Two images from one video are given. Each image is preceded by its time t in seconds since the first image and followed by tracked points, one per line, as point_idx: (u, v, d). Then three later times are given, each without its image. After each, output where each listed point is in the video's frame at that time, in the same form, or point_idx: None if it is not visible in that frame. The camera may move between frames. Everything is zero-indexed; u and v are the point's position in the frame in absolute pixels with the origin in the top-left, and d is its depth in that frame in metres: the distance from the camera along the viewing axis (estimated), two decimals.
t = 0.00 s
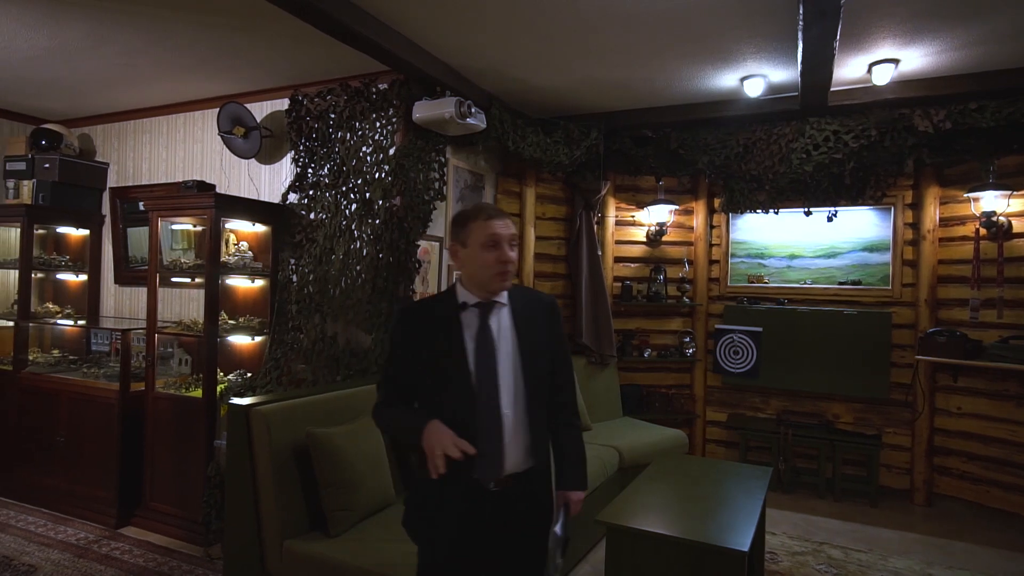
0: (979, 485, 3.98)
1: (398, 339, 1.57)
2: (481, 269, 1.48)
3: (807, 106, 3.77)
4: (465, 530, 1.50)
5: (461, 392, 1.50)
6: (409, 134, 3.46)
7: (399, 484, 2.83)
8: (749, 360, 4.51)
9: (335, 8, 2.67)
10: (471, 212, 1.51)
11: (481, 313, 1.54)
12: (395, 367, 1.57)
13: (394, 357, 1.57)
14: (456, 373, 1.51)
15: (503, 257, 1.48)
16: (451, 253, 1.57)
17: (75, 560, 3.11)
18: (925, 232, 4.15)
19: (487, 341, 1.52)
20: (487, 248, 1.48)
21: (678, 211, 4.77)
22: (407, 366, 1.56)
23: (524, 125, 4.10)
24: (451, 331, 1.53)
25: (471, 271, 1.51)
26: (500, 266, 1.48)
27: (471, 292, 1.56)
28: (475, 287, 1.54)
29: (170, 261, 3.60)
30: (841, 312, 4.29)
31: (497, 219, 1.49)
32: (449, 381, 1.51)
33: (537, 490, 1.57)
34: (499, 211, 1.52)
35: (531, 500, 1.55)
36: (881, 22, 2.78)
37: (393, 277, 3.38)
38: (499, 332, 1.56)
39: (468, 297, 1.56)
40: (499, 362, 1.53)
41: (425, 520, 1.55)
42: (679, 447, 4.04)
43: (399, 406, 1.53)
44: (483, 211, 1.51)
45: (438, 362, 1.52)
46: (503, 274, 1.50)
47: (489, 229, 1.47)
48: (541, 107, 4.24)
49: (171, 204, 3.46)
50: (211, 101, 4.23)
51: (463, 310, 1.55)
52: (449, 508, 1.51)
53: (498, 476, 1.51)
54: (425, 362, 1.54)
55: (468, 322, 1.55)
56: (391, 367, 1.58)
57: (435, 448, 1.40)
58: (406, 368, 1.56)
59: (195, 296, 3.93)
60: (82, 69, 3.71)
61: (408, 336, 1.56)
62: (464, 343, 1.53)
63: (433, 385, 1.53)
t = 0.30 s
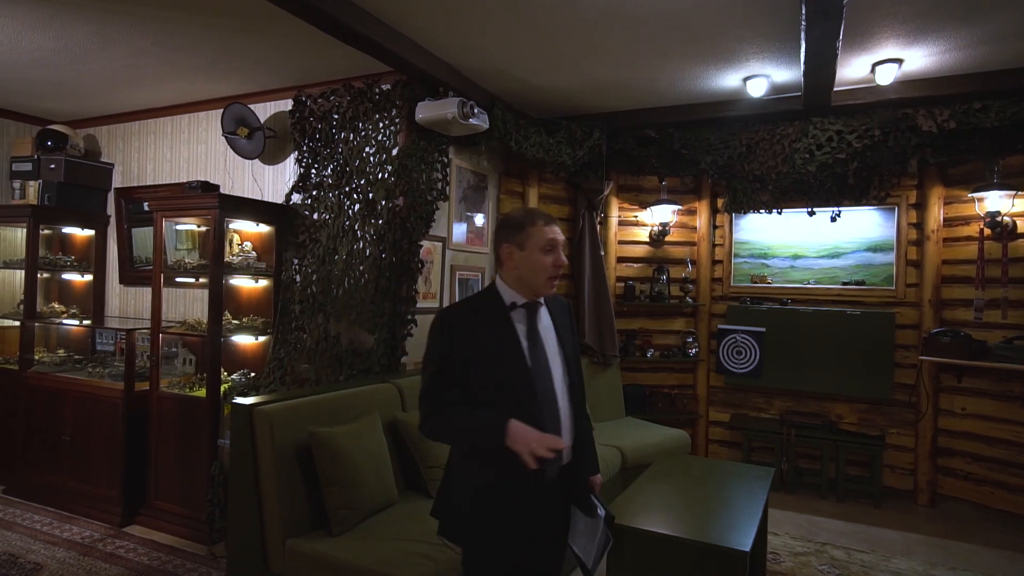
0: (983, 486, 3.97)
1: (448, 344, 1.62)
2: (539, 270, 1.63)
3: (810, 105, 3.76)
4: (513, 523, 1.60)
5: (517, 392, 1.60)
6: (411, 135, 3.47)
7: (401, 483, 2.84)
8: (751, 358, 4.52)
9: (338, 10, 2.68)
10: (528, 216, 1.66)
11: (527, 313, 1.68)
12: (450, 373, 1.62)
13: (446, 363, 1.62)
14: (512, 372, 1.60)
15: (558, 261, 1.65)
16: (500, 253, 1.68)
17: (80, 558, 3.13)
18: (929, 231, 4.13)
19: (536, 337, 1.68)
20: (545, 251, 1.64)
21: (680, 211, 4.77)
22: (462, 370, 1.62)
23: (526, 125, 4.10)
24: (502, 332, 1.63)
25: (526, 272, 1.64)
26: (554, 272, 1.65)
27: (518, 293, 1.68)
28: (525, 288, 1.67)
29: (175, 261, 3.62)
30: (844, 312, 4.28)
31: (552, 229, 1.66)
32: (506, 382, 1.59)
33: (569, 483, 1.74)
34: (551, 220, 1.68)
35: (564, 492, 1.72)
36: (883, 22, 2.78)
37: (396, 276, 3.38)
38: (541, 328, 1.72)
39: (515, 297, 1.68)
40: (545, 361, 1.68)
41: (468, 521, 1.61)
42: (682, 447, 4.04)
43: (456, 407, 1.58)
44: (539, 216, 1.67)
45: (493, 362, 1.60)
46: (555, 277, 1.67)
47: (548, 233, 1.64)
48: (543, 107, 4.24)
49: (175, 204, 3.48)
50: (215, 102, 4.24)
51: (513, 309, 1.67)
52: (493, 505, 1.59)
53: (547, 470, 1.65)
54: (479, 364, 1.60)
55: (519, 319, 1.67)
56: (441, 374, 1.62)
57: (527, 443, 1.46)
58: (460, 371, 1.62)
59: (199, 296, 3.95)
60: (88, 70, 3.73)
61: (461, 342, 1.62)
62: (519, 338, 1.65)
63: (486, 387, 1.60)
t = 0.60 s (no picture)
0: (981, 486, 3.97)
1: (485, 342, 1.64)
2: (566, 271, 1.71)
3: (809, 105, 3.76)
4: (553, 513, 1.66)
5: (556, 384, 1.69)
6: (410, 135, 3.48)
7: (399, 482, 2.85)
8: (750, 357, 4.52)
9: (338, 10, 2.69)
10: (560, 218, 1.73)
11: (554, 312, 1.82)
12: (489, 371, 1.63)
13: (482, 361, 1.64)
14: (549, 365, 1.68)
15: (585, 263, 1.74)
16: (530, 250, 1.76)
17: (79, 558, 3.13)
18: (928, 231, 4.13)
19: (563, 336, 1.81)
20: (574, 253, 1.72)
21: (680, 210, 4.77)
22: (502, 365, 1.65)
23: (525, 125, 4.11)
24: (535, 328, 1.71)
25: (554, 272, 1.73)
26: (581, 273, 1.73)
27: (548, 292, 1.78)
28: (553, 288, 1.76)
29: (174, 261, 3.63)
30: (843, 312, 4.29)
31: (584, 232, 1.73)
32: (546, 370, 1.67)
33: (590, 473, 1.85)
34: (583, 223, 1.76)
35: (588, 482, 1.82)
36: (881, 22, 2.78)
37: (395, 276, 3.39)
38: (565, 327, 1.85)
39: (545, 296, 1.78)
40: (572, 356, 1.82)
41: (506, 516, 1.65)
42: (680, 447, 4.04)
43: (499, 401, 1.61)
44: (571, 218, 1.74)
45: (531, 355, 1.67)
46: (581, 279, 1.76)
47: (579, 237, 1.72)
48: (543, 107, 4.24)
49: (175, 204, 3.48)
50: (214, 102, 4.25)
51: (543, 307, 1.78)
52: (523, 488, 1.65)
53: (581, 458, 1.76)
54: (519, 359, 1.66)
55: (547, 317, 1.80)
56: (478, 371, 1.64)
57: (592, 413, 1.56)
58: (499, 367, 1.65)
59: (199, 296, 3.95)
60: (88, 71, 3.74)
61: (498, 338, 1.65)
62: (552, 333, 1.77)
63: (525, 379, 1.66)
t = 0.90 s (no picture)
0: (976, 485, 3.98)
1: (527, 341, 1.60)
2: (578, 279, 1.69)
3: (803, 105, 3.77)
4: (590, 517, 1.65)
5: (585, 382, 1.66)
6: (406, 135, 3.48)
7: (393, 482, 2.85)
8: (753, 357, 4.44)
9: (332, 11, 2.69)
10: (580, 224, 1.70)
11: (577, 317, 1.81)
12: (539, 372, 1.57)
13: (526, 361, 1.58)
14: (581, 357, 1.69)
15: (600, 273, 1.70)
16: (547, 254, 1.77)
17: (74, 558, 3.13)
18: (923, 230, 4.13)
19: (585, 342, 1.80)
20: (588, 261, 1.69)
21: (675, 210, 4.78)
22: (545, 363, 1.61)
23: (521, 125, 4.11)
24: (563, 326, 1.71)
25: (569, 278, 1.72)
26: (593, 282, 1.71)
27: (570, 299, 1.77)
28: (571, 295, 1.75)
29: (170, 261, 3.63)
30: (838, 311, 4.29)
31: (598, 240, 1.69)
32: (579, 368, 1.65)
33: (620, 481, 1.84)
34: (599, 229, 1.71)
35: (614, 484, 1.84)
36: (874, 22, 2.79)
37: (391, 276, 3.39)
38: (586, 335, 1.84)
39: (567, 303, 1.77)
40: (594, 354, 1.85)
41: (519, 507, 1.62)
42: (676, 446, 4.05)
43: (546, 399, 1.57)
44: (591, 225, 1.70)
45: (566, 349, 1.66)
46: (597, 288, 1.71)
47: (593, 244, 1.68)
48: (538, 107, 4.25)
49: (171, 204, 3.48)
50: (210, 102, 4.25)
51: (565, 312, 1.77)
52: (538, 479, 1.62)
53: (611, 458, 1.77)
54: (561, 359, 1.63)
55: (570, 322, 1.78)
56: (524, 371, 1.58)
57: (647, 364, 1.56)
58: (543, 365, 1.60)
59: (194, 296, 3.95)
60: (83, 70, 3.74)
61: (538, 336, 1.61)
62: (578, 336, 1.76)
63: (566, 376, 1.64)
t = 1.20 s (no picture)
0: (969, 484, 4.00)
1: (565, 353, 1.49)
2: (623, 277, 1.58)
3: (797, 105, 3.78)
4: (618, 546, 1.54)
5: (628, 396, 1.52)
6: (400, 134, 3.48)
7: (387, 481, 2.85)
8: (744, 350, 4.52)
9: (326, 9, 2.69)
10: (622, 218, 1.61)
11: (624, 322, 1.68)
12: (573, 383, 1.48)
13: (562, 375, 1.48)
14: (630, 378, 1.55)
15: (645, 271, 1.58)
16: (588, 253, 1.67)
17: (67, 558, 3.12)
18: (917, 229, 4.14)
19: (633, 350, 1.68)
20: (631, 258, 1.58)
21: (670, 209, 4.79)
22: (583, 379, 1.50)
23: (515, 124, 4.11)
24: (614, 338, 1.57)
25: (613, 277, 1.60)
26: (641, 280, 1.59)
27: (617, 301, 1.63)
28: (617, 296, 1.62)
29: (164, 259, 3.63)
30: (833, 311, 4.30)
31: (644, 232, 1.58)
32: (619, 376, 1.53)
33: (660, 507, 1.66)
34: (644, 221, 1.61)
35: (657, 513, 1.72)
36: (866, 22, 2.80)
37: (385, 275, 3.39)
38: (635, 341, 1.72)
39: (614, 306, 1.63)
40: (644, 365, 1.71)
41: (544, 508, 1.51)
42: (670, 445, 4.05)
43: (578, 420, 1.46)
44: (635, 219, 1.60)
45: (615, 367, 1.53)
46: (643, 286, 1.60)
47: (637, 239, 1.57)
48: (533, 106, 4.25)
49: (165, 203, 3.47)
50: (204, 101, 4.24)
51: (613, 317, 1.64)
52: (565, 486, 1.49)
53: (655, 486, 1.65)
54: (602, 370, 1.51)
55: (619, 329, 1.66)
56: (557, 386, 1.47)
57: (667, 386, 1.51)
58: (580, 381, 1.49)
59: (188, 295, 3.95)
60: (76, 69, 3.73)
61: (578, 349, 1.50)
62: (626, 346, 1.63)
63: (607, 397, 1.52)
